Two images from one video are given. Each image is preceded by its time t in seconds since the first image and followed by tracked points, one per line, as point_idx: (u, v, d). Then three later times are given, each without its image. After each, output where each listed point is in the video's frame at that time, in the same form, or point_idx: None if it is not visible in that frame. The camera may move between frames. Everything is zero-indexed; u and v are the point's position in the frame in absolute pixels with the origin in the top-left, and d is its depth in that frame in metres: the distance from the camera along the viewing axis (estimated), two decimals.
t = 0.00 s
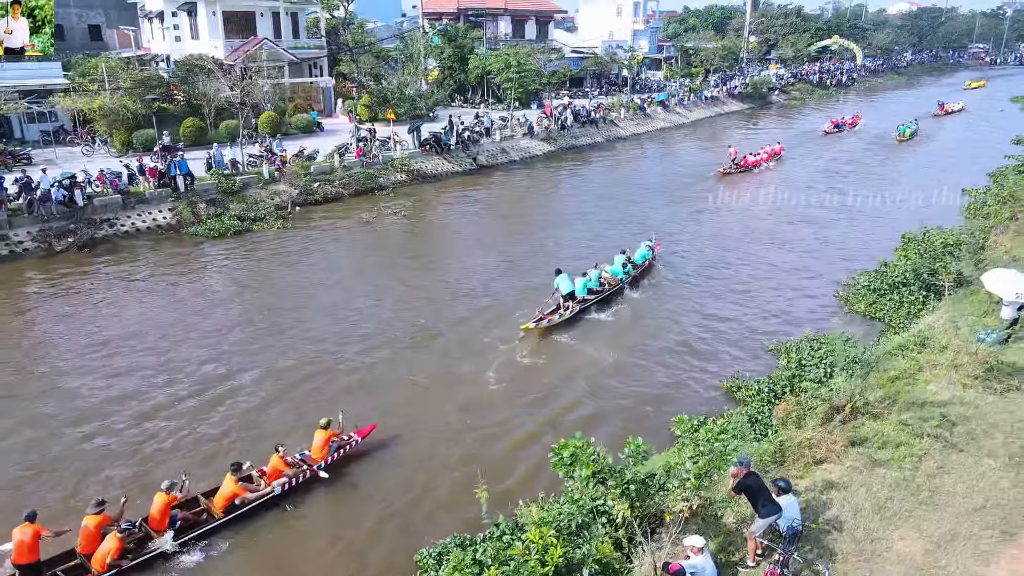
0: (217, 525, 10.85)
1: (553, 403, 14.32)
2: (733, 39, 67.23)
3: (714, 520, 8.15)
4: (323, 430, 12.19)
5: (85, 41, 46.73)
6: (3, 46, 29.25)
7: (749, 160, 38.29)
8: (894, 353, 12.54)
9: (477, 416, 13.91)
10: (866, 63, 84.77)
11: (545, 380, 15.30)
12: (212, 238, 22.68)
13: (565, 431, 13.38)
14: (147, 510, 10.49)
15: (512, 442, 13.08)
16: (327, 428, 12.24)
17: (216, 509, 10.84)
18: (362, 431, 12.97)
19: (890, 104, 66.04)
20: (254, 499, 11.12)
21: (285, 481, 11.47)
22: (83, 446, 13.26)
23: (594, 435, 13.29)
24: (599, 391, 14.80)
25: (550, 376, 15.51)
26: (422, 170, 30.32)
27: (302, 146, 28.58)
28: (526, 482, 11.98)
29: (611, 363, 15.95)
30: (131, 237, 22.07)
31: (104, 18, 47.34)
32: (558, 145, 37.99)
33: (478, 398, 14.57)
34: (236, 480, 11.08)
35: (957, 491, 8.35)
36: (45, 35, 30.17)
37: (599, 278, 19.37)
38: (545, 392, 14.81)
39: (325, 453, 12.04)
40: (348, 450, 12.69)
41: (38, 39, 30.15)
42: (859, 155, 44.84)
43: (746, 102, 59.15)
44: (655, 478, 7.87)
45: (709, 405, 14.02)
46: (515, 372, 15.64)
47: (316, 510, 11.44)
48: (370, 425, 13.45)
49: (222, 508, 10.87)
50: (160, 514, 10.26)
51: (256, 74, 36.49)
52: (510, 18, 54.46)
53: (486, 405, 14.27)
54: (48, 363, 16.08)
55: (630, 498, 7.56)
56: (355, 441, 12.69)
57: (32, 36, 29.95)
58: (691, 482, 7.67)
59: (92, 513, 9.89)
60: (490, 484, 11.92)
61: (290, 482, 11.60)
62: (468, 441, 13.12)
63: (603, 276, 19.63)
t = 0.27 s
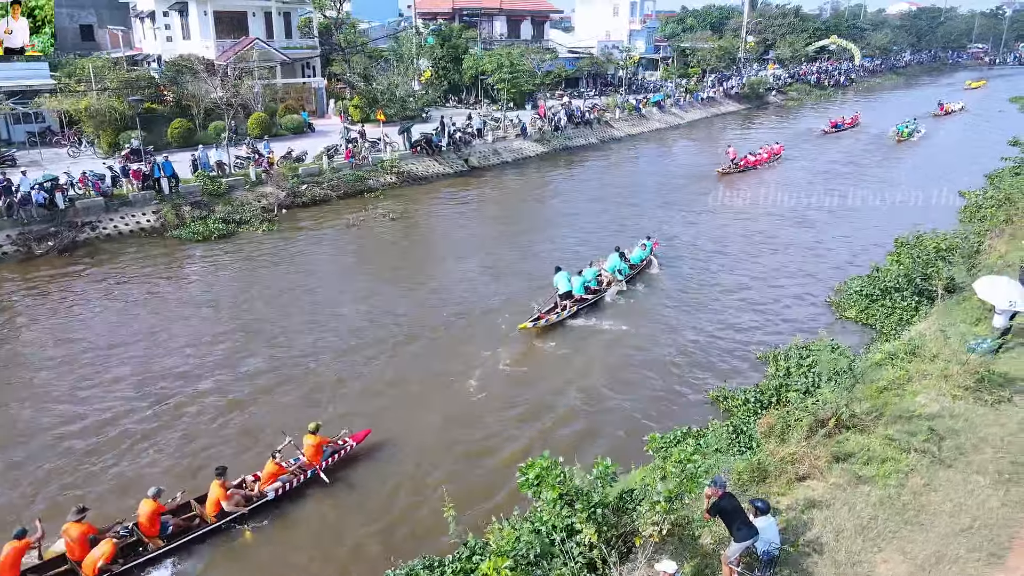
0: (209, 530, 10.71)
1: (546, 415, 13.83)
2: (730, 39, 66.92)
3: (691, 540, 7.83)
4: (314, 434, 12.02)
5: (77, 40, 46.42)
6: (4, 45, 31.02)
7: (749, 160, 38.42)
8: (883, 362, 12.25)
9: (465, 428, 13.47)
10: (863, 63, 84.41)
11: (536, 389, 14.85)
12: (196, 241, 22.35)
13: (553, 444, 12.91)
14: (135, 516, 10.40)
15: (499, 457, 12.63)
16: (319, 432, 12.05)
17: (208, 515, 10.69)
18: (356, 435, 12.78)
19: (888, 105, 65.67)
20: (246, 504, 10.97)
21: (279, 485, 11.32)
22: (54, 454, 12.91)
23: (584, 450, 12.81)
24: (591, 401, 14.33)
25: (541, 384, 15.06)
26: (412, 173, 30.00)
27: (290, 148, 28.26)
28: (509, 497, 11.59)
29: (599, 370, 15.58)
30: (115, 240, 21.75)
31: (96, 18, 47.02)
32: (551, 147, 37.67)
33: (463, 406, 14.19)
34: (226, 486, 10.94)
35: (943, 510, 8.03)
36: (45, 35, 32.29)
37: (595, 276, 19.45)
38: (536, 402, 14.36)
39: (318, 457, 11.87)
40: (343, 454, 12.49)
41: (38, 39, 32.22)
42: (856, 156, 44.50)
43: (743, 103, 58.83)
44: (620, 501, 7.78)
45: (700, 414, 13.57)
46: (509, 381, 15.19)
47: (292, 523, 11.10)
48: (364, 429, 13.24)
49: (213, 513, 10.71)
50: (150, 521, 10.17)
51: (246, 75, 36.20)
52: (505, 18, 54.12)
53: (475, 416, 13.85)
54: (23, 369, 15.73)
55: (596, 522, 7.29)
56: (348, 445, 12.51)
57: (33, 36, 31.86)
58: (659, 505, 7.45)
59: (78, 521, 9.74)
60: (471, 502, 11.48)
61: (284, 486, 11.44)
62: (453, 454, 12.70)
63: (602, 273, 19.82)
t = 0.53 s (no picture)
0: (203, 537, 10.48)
1: (530, 427, 13.32)
2: (728, 40, 66.60)
3: (668, 561, 7.53)
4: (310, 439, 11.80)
5: (69, 41, 46.10)
6: (4, 45, 29.98)
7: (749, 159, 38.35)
8: (871, 374, 11.99)
9: (450, 440, 12.98)
10: (862, 63, 84.06)
11: (523, 398, 14.36)
12: (181, 243, 22.04)
13: (537, 458, 12.42)
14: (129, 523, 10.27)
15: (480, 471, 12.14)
16: (314, 437, 11.84)
17: (200, 520, 10.49)
18: (353, 441, 12.53)
19: (886, 105, 65.32)
20: (239, 509, 10.77)
21: (275, 490, 11.09)
22: (26, 463, 12.62)
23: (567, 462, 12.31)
24: (578, 411, 13.82)
25: (530, 392, 14.63)
26: (403, 174, 29.69)
27: (279, 149, 27.94)
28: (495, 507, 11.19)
29: (587, 378, 15.14)
30: (98, 244, 21.43)
31: (88, 18, 46.71)
32: (545, 148, 37.35)
33: (446, 416, 13.80)
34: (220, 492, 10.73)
35: (931, 531, 7.71)
36: (45, 35, 31.10)
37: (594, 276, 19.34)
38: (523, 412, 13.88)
39: (313, 461, 11.58)
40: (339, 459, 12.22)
41: (38, 39, 31.04)
42: (853, 156, 44.17)
43: (740, 103, 58.52)
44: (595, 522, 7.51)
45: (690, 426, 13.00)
46: (495, 390, 14.72)
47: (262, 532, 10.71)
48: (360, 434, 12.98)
49: (206, 519, 10.51)
50: (141, 526, 10.00)
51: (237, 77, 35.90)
52: (501, 18, 53.79)
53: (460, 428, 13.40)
54: None
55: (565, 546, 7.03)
56: (344, 450, 12.25)
57: (32, 35, 30.79)
58: (629, 530, 7.16)
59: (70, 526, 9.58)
60: (452, 517, 11.04)
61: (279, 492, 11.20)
62: (432, 468, 12.24)
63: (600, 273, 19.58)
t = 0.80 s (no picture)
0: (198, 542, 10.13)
1: (517, 433, 12.72)
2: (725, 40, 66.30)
3: None
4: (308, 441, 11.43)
5: (61, 41, 45.75)
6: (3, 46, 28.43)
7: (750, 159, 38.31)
8: (861, 385, 11.68)
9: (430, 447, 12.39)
10: (860, 64, 83.80)
11: (509, 402, 13.76)
12: (165, 246, 21.72)
13: (525, 467, 11.79)
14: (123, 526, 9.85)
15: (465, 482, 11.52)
16: (313, 440, 11.49)
17: (197, 524, 10.14)
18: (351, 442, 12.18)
19: (884, 105, 65.01)
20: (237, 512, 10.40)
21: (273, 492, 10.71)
22: None
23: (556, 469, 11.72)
24: (567, 416, 13.24)
25: (517, 396, 14.02)
26: (394, 175, 29.37)
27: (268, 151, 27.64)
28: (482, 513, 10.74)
29: (576, 381, 14.55)
30: (80, 247, 21.10)
31: (81, 18, 46.36)
32: (540, 149, 37.04)
33: (429, 422, 13.21)
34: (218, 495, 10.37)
35: (919, 552, 7.40)
36: (45, 35, 29.30)
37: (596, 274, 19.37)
38: (509, 417, 13.27)
39: (312, 465, 11.24)
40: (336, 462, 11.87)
41: (38, 38, 29.30)
42: (850, 157, 43.87)
43: (737, 104, 58.21)
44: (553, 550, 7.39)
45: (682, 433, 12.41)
46: (482, 395, 14.09)
47: (231, 542, 10.28)
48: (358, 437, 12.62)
49: (203, 523, 10.17)
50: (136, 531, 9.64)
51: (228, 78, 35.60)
52: (496, 18, 53.44)
53: (444, 434, 12.79)
54: None
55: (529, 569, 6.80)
56: (343, 452, 11.89)
57: (33, 36, 29.06)
58: (597, 557, 6.92)
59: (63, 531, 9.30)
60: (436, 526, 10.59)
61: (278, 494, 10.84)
62: (414, 479, 11.64)
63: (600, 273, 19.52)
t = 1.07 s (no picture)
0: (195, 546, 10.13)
1: (507, 450, 12.26)
2: (723, 40, 65.92)
3: None
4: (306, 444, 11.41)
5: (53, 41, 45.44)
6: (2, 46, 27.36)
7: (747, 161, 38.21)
8: (852, 396, 11.41)
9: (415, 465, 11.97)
10: (859, 64, 83.44)
11: (497, 416, 13.30)
12: (150, 249, 21.43)
13: (515, 485, 11.35)
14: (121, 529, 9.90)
15: (452, 502, 11.06)
16: (310, 442, 11.46)
17: (195, 527, 10.14)
18: (350, 445, 12.13)
19: (883, 106, 64.65)
20: (236, 516, 10.40)
21: (270, 495, 10.69)
22: None
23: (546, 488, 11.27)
24: (557, 430, 12.79)
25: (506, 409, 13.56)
26: (385, 177, 29.08)
27: (259, 153, 27.35)
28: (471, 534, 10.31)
29: (567, 393, 14.09)
30: (64, 251, 20.84)
31: (73, 18, 46.06)
32: (534, 150, 36.75)
33: (415, 437, 12.77)
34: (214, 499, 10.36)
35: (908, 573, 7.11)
36: (46, 35, 28.09)
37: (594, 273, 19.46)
38: (499, 432, 12.80)
39: (309, 468, 11.21)
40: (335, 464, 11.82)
41: (38, 39, 28.05)
42: (847, 157, 43.56)
43: (734, 104, 57.91)
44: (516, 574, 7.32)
45: (674, 444, 11.97)
46: (471, 409, 13.61)
47: (203, 559, 10.03)
48: (357, 439, 12.51)
49: (201, 527, 10.17)
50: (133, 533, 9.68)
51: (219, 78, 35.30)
52: (492, 18, 53.07)
53: (429, 450, 12.35)
54: None
55: None
56: (342, 455, 11.84)
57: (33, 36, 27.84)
58: None
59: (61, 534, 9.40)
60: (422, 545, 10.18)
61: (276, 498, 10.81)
62: (399, 499, 11.18)
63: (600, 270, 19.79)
